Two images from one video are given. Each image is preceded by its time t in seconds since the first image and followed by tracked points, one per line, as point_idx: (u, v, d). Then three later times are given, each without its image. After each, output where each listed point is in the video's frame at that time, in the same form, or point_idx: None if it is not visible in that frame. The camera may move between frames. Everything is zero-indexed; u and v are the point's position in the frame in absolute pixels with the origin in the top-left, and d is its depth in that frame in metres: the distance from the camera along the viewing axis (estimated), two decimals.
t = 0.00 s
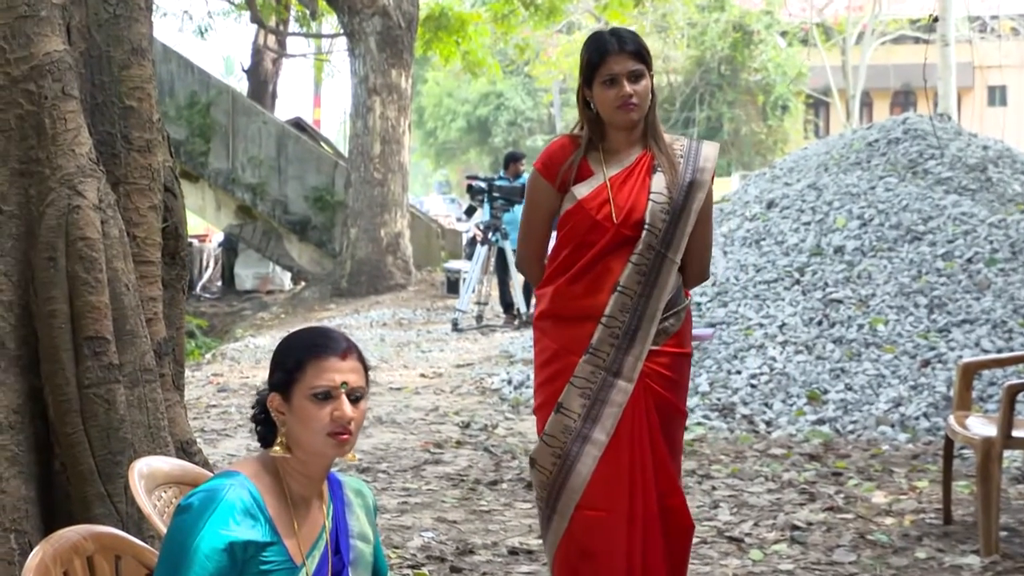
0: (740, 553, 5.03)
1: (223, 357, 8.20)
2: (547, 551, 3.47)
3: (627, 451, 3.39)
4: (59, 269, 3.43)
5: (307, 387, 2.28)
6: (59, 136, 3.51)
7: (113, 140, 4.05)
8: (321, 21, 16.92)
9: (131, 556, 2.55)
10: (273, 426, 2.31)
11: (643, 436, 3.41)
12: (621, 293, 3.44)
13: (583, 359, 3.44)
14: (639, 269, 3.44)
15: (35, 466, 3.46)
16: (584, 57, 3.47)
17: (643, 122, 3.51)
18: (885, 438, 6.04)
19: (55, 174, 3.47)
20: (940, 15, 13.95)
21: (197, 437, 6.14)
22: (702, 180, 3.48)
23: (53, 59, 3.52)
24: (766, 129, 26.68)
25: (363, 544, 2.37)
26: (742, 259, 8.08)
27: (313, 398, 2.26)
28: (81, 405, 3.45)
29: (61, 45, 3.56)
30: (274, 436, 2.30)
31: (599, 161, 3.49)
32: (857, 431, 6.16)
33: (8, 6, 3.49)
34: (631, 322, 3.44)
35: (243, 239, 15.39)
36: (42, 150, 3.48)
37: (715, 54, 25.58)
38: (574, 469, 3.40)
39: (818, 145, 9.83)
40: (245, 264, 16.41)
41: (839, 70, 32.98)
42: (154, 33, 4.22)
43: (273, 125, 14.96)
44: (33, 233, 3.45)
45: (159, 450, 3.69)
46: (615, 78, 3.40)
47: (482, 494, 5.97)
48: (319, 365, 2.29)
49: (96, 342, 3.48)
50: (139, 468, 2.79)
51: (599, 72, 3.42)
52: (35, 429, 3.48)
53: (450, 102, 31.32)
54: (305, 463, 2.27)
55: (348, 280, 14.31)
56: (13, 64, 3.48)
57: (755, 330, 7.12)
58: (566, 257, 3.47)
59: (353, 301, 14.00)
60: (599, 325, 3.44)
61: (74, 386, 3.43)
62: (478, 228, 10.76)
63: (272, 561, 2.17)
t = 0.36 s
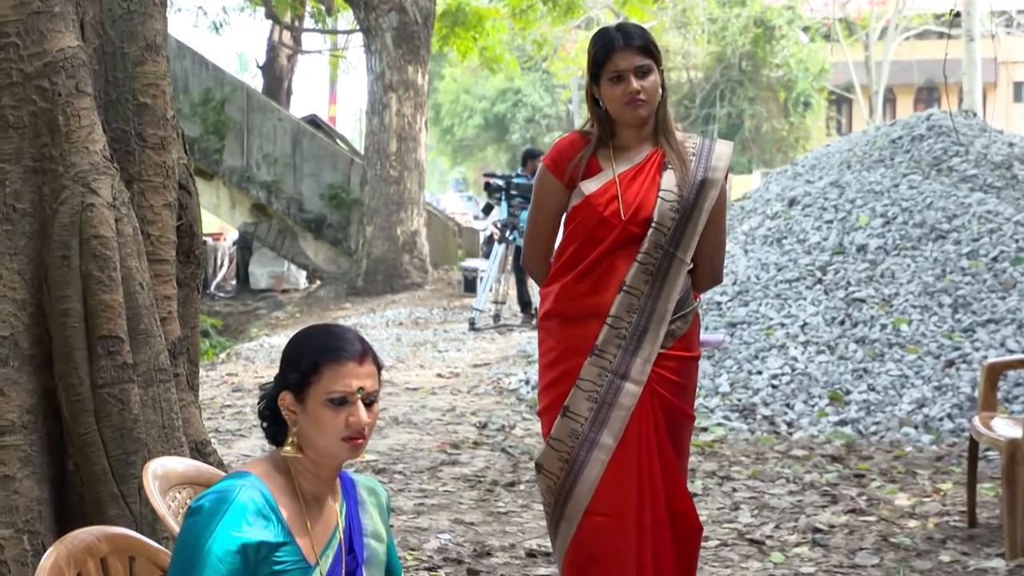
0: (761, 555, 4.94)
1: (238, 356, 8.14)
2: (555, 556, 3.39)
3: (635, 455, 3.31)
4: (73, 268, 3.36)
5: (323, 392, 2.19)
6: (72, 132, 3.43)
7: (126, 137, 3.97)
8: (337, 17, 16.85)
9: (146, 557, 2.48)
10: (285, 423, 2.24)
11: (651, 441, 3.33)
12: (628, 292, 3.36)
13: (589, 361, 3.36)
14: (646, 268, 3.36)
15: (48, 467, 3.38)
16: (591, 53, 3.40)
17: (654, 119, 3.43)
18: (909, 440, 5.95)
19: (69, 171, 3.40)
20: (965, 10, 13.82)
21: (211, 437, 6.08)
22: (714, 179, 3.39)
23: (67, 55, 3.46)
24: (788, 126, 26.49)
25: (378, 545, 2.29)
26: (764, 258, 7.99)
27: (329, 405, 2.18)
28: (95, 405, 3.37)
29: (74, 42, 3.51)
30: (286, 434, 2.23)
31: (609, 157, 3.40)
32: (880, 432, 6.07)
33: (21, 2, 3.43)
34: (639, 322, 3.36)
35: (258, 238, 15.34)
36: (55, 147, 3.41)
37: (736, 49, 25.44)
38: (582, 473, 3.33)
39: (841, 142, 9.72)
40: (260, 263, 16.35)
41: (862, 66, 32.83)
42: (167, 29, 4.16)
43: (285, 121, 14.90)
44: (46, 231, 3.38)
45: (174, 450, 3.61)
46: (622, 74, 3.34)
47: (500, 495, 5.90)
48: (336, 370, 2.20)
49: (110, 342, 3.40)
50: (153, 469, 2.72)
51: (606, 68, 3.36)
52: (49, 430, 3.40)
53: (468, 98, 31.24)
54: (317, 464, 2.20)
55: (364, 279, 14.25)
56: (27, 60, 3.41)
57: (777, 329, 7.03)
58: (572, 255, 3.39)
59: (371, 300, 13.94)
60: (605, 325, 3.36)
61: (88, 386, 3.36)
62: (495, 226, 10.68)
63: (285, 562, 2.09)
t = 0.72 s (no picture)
0: (765, 551, 4.94)
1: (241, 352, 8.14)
2: (545, 553, 3.40)
3: (623, 455, 3.31)
4: (76, 264, 3.34)
5: (355, 375, 2.21)
6: (76, 129, 3.42)
7: (130, 133, 3.96)
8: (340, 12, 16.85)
9: (148, 553, 2.48)
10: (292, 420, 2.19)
11: (641, 440, 3.31)
12: (616, 288, 3.34)
13: (577, 356, 3.36)
14: (635, 264, 3.34)
15: (51, 463, 3.38)
16: (598, 47, 3.41)
17: (655, 116, 3.42)
18: (913, 436, 5.94)
19: (72, 167, 3.38)
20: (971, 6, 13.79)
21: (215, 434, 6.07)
22: (710, 179, 3.37)
23: (69, 51, 3.45)
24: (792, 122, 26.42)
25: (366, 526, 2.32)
26: (767, 253, 7.98)
27: (364, 387, 2.22)
28: (98, 401, 3.36)
29: (78, 38, 3.49)
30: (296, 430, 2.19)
31: (605, 152, 3.40)
32: (883, 428, 6.06)
33: None
34: (628, 319, 3.35)
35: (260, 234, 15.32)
36: (58, 144, 3.39)
37: (740, 45, 25.34)
38: (571, 471, 3.33)
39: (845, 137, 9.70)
40: (263, 259, 16.35)
41: (866, 62, 32.83)
42: (172, 25, 4.14)
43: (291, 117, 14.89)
44: (50, 227, 3.37)
45: (176, 447, 3.61)
46: (627, 69, 3.33)
47: (503, 492, 5.89)
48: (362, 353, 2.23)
49: (113, 338, 3.39)
50: (156, 464, 2.72)
51: (612, 62, 3.36)
52: (52, 425, 3.40)
53: (471, 95, 31.22)
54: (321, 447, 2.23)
55: (366, 276, 14.25)
56: (29, 56, 3.40)
57: (780, 326, 7.02)
58: (564, 247, 3.39)
59: (373, 296, 13.94)
60: (594, 321, 3.35)
61: (91, 382, 3.35)
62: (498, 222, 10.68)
63: (279, 551, 2.12)
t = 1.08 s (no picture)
0: (762, 543, 4.94)
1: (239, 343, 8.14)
2: (554, 549, 3.40)
3: (633, 447, 3.31)
4: (73, 256, 3.33)
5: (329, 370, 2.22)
6: (72, 120, 3.42)
7: (127, 124, 3.96)
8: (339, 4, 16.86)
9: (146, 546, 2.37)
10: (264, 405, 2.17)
11: (649, 431, 3.31)
12: (622, 281, 3.35)
13: (585, 350, 3.35)
14: (640, 256, 3.35)
15: (48, 454, 3.37)
16: (594, 37, 3.41)
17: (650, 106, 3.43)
18: (910, 428, 5.94)
19: (69, 158, 3.38)
20: None
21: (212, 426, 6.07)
22: (709, 165, 3.39)
23: (66, 42, 3.45)
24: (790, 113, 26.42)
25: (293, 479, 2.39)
26: (765, 245, 7.98)
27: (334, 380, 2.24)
28: (95, 393, 3.34)
29: (74, 30, 3.50)
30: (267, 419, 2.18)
31: (602, 143, 3.40)
32: (881, 420, 6.06)
33: None
34: (634, 310, 3.36)
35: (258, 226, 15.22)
36: (56, 135, 3.40)
37: (738, 37, 25.42)
38: (580, 465, 3.32)
39: (843, 129, 9.69)
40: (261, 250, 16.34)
41: (864, 55, 32.86)
42: (167, 17, 4.16)
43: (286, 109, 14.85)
44: (46, 219, 3.36)
45: (174, 439, 3.62)
46: (628, 57, 3.34)
47: (500, 483, 5.89)
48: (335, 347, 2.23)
49: (110, 330, 3.38)
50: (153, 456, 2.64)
51: (612, 50, 3.36)
52: (49, 417, 3.39)
53: (469, 86, 31.22)
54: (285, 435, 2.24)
55: (364, 267, 14.27)
56: (26, 48, 3.41)
57: (778, 317, 7.02)
58: (567, 241, 3.38)
59: (370, 287, 13.93)
60: (600, 314, 3.36)
61: (88, 373, 3.33)
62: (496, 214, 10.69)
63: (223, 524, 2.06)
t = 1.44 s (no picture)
0: (747, 542, 4.95)
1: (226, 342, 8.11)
2: (562, 547, 3.42)
3: (644, 445, 3.32)
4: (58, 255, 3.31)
5: (303, 383, 2.16)
6: (57, 119, 3.40)
7: (112, 123, 3.95)
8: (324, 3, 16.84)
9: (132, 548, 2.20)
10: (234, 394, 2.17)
11: (657, 429, 3.33)
12: (631, 278, 3.35)
13: (595, 349, 3.36)
14: (648, 253, 3.35)
15: (33, 455, 3.36)
16: (590, 33, 3.42)
17: (646, 102, 3.44)
18: (895, 426, 5.95)
19: (53, 157, 3.37)
20: None
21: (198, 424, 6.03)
22: (709, 157, 3.40)
23: (51, 41, 3.44)
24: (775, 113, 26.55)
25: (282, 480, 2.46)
26: (751, 245, 8.00)
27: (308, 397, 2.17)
28: (79, 393, 3.32)
29: (59, 28, 3.48)
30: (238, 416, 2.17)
31: (601, 141, 3.41)
32: (866, 419, 6.07)
33: None
34: (643, 306, 3.36)
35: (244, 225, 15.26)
36: (40, 134, 3.38)
37: (723, 36, 25.60)
38: (590, 465, 3.35)
39: (828, 128, 9.71)
40: (246, 250, 16.31)
41: (849, 53, 32.92)
42: (153, 15, 4.15)
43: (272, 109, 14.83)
44: (31, 218, 3.35)
45: (158, 438, 3.61)
46: (622, 52, 3.36)
47: (486, 482, 5.89)
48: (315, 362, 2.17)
49: (95, 329, 3.35)
50: (139, 455, 2.58)
51: (607, 45, 3.38)
52: (33, 418, 3.38)
53: (455, 85, 31.22)
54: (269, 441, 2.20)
55: (350, 267, 14.26)
56: (10, 46, 3.39)
57: (763, 316, 7.03)
58: (572, 241, 3.39)
59: (354, 287, 13.92)
60: (611, 313, 3.36)
61: (73, 373, 3.31)
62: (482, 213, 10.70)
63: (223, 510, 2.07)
